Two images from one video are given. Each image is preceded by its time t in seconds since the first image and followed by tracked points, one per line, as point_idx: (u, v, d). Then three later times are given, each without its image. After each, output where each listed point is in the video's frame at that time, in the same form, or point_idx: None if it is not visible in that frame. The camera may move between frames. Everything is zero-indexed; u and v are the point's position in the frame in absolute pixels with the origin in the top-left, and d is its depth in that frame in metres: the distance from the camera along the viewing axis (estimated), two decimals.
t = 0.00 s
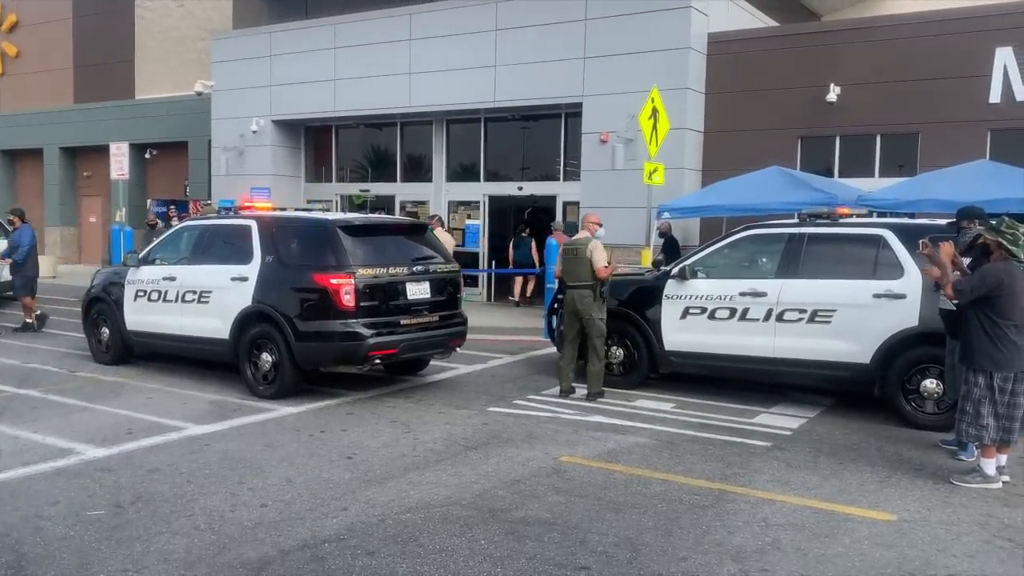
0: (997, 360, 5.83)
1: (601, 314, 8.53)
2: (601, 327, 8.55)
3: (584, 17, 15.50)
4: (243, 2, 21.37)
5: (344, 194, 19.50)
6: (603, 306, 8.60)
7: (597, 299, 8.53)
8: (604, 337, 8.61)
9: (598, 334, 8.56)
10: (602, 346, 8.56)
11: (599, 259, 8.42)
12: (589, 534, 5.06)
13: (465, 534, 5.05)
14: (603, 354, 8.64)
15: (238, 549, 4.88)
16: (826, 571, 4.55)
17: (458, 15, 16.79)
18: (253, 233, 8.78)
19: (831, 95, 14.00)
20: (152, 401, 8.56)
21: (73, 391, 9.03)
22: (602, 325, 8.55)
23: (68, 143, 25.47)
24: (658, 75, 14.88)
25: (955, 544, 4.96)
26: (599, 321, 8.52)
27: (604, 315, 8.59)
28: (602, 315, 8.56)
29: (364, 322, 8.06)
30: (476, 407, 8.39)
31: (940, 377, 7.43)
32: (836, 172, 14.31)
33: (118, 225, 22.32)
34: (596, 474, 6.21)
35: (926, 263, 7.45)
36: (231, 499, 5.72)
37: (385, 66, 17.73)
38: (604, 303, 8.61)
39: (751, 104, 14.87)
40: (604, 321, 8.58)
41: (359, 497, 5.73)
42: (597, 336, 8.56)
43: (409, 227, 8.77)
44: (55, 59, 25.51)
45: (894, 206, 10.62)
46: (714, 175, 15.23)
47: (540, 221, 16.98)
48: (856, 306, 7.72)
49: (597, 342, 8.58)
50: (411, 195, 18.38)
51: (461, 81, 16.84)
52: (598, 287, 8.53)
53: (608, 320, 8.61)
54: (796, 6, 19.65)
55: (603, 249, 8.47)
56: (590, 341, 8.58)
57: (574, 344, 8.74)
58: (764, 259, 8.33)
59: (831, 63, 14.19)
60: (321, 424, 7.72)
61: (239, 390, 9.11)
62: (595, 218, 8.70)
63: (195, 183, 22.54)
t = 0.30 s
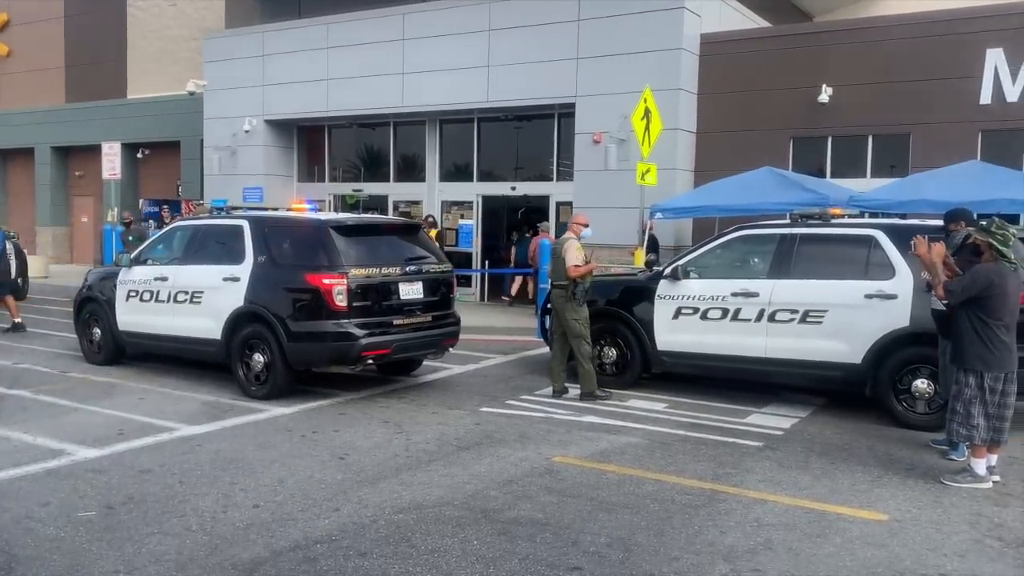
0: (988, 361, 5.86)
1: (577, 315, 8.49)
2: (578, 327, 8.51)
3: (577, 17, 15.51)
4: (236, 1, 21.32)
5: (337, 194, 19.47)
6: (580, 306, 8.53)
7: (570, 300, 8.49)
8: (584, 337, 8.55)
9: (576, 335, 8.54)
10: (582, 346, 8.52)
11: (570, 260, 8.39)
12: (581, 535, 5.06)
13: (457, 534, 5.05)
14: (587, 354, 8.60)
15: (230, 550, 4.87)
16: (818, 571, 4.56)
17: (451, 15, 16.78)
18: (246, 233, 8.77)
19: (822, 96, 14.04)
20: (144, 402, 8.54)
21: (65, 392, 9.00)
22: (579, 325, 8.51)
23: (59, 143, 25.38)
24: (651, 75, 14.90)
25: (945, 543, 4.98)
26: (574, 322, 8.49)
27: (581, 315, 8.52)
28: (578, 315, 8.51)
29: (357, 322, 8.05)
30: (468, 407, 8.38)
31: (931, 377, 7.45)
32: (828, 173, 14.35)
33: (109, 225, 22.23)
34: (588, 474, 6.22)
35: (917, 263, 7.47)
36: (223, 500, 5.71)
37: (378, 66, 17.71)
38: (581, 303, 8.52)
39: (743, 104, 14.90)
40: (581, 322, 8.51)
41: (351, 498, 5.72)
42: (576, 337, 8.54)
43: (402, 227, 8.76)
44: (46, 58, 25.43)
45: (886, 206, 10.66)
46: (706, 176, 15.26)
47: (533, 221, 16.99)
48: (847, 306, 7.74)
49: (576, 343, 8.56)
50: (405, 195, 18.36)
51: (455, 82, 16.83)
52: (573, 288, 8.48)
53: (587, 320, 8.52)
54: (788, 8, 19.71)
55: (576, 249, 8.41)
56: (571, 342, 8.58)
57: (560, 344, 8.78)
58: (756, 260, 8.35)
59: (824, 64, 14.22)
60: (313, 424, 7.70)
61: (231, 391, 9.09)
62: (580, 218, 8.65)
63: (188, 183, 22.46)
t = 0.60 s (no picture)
0: (987, 358, 5.87)
1: (567, 313, 8.43)
2: (568, 325, 8.46)
3: (576, 16, 15.51)
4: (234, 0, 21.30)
5: (335, 193, 19.46)
6: (572, 304, 8.46)
7: (561, 298, 8.45)
8: (574, 336, 8.49)
9: (567, 334, 8.50)
10: (572, 345, 8.48)
11: (558, 259, 8.39)
12: (581, 532, 5.07)
13: (457, 532, 5.05)
14: (579, 353, 8.54)
15: (231, 548, 4.87)
16: (818, 568, 4.56)
17: (450, 14, 16.76)
18: (244, 232, 8.77)
19: (821, 94, 14.05)
20: (143, 401, 8.53)
21: (64, 391, 8.99)
22: (568, 324, 8.45)
23: (57, 142, 25.35)
24: (649, 74, 14.91)
25: (944, 540, 4.99)
26: (564, 320, 8.44)
27: (572, 313, 8.46)
28: (569, 313, 8.45)
29: (356, 321, 8.06)
30: (468, 405, 8.38)
31: (929, 374, 7.47)
32: (826, 171, 14.37)
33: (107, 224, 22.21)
34: (587, 472, 6.23)
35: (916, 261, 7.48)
36: (223, 499, 5.71)
37: (376, 65, 17.70)
38: (573, 301, 8.46)
39: (742, 102, 14.91)
40: (572, 320, 8.45)
41: (351, 496, 5.72)
42: (567, 335, 8.50)
43: (401, 226, 8.77)
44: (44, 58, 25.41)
45: (884, 204, 10.67)
46: (704, 174, 15.27)
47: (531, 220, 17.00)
48: (846, 304, 7.75)
49: (567, 341, 8.52)
50: (403, 194, 18.36)
51: (453, 81, 16.82)
52: (563, 286, 8.46)
53: (577, 319, 8.45)
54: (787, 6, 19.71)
55: (564, 247, 8.39)
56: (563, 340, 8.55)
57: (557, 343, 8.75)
58: (755, 258, 8.36)
59: (822, 62, 14.23)
60: (313, 423, 7.70)
61: (230, 390, 9.09)
62: (574, 216, 8.61)
63: (186, 182, 22.44)
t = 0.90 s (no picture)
0: (990, 357, 5.85)
1: (575, 313, 8.40)
2: (575, 325, 8.43)
3: (578, 14, 15.48)
4: None
5: (338, 192, 19.47)
6: (580, 304, 8.42)
7: (569, 298, 8.40)
8: (581, 336, 8.47)
9: (574, 334, 8.48)
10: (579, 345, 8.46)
11: (563, 260, 8.36)
12: (583, 532, 5.05)
13: (459, 532, 5.04)
14: (585, 353, 8.52)
15: (232, 547, 4.87)
16: (820, 567, 4.55)
17: (452, 12, 16.75)
18: (247, 231, 8.77)
19: (824, 92, 14.02)
20: (146, 400, 8.54)
21: (66, 390, 8.99)
22: (575, 324, 8.42)
23: (60, 141, 25.38)
24: (651, 73, 14.90)
25: (947, 540, 4.97)
26: (572, 320, 8.41)
27: (580, 313, 8.42)
28: (577, 313, 8.41)
29: (358, 320, 8.05)
30: (469, 404, 8.38)
31: (932, 373, 7.45)
32: (829, 169, 14.35)
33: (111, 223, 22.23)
34: (589, 471, 6.22)
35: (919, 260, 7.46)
36: (225, 497, 5.71)
37: (378, 64, 17.70)
38: (581, 301, 8.41)
39: (744, 101, 14.89)
40: (579, 320, 8.41)
41: (352, 495, 5.72)
42: (574, 336, 8.49)
43: (402, 225, 8.76)
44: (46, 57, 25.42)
45: (887, 203, 10.65)
46: (707, 172, 15.26)
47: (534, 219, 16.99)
48: (848, 302, 7.73)
49: (574, 341, 8.51)
50: (406, 193, 18.37)
51: (456, 79, 16.81)
52: (570, 286, 8.41)
53: (585, 320, 8.41)
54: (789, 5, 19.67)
55: (569, 248, 8.37)
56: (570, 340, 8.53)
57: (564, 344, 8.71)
58: (757, 257, 8.35)
59: (825, 60, 14.20)
60: (315, 422, 7.71)
61: (232, 388, 9.10)
62: (576, 214, 8.59)
63: (189, 181, 22.46)
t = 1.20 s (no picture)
0: (996, 361, 5.84)
1: (592, 316, 8.33)
2: (591, 328, 8.38)
3: (584, 16, 15.49)
4: None
5: (342, 192, 19.49)
6: (597, 306, 8.36)
7: (585, 301, 8.33)
8: (598, 338, 8.43)
9: (591, 336, 8.44)
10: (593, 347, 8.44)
11: (579, 263, 8.29)
12: (587, 533, 5.05)
13: (462, 532, 5.04)
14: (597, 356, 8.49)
15: (236, 546, 4.87)
16: (824, 571, 4.54)
17: (459, 13, 16.75)
18: (252, 230, 8.78)
19: (830, 95, 14.00)
20: (151, 398, 8.55)
21: (71, 388, 9.02)
22: (592, 327, 8.38)
23: (66, 140, 25.45)
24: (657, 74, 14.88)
25: (952, 543, 4.96)
26: (590, 323, 8.35)
27: (597, 315, 8.37)
28: (595, 315, 8.36)
29: (362, 320, 8.05)
30: (474, 405, 8.38)
31: (937, 377, 7.43)
32: (835, 172, 14.33)
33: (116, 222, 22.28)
34: (593, 473, 6.21)
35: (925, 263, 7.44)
36: (229, 496, 5.72)
37: (384, 65, 17.72)
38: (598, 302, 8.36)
39: (750, 103, 14.87)
40: (596, 322, 8.37)
41: (356, 495, 5.72)
42: (591, 339, 8.46)
43: (407, 225, 8.76)
44: (54, 56, 25.52)
45: (893, 206, 10.63)
46: (713, 174, 15.25)
47: (539, 220, 17.01)
48: (854, 305, 7.71)
49: (590, 343, 8.47)
50: (410, 194, 18.38)
51: (461, 80, 16.83)
52: (588, 289, 8.33)
53: (602, 322, 8.37)
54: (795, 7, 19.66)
55: (585, 251, 8.30)
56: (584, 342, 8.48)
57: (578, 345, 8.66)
58: (762, 259, 8.34)
59: (831, 63, 14.19)
60: (320, 421, 7.71)
61: (237, 388, 9.11)
62: (586, 214, 8.49)
63: (194, 180, 22.49)
